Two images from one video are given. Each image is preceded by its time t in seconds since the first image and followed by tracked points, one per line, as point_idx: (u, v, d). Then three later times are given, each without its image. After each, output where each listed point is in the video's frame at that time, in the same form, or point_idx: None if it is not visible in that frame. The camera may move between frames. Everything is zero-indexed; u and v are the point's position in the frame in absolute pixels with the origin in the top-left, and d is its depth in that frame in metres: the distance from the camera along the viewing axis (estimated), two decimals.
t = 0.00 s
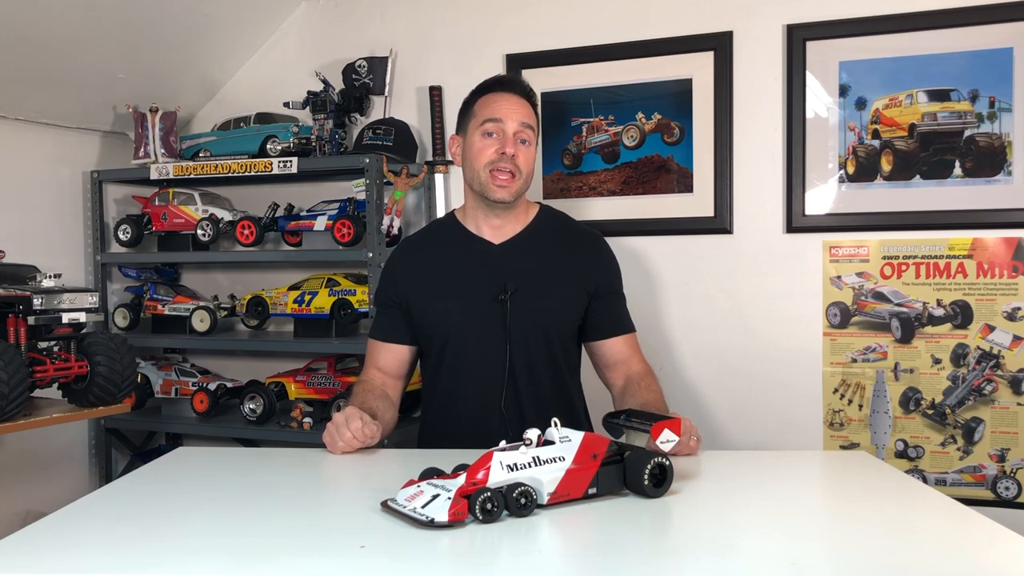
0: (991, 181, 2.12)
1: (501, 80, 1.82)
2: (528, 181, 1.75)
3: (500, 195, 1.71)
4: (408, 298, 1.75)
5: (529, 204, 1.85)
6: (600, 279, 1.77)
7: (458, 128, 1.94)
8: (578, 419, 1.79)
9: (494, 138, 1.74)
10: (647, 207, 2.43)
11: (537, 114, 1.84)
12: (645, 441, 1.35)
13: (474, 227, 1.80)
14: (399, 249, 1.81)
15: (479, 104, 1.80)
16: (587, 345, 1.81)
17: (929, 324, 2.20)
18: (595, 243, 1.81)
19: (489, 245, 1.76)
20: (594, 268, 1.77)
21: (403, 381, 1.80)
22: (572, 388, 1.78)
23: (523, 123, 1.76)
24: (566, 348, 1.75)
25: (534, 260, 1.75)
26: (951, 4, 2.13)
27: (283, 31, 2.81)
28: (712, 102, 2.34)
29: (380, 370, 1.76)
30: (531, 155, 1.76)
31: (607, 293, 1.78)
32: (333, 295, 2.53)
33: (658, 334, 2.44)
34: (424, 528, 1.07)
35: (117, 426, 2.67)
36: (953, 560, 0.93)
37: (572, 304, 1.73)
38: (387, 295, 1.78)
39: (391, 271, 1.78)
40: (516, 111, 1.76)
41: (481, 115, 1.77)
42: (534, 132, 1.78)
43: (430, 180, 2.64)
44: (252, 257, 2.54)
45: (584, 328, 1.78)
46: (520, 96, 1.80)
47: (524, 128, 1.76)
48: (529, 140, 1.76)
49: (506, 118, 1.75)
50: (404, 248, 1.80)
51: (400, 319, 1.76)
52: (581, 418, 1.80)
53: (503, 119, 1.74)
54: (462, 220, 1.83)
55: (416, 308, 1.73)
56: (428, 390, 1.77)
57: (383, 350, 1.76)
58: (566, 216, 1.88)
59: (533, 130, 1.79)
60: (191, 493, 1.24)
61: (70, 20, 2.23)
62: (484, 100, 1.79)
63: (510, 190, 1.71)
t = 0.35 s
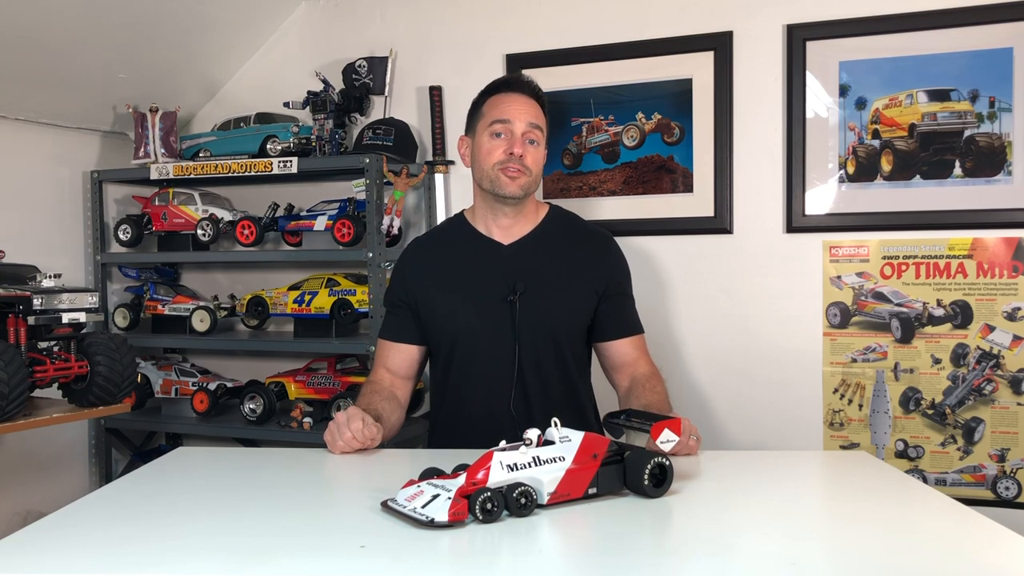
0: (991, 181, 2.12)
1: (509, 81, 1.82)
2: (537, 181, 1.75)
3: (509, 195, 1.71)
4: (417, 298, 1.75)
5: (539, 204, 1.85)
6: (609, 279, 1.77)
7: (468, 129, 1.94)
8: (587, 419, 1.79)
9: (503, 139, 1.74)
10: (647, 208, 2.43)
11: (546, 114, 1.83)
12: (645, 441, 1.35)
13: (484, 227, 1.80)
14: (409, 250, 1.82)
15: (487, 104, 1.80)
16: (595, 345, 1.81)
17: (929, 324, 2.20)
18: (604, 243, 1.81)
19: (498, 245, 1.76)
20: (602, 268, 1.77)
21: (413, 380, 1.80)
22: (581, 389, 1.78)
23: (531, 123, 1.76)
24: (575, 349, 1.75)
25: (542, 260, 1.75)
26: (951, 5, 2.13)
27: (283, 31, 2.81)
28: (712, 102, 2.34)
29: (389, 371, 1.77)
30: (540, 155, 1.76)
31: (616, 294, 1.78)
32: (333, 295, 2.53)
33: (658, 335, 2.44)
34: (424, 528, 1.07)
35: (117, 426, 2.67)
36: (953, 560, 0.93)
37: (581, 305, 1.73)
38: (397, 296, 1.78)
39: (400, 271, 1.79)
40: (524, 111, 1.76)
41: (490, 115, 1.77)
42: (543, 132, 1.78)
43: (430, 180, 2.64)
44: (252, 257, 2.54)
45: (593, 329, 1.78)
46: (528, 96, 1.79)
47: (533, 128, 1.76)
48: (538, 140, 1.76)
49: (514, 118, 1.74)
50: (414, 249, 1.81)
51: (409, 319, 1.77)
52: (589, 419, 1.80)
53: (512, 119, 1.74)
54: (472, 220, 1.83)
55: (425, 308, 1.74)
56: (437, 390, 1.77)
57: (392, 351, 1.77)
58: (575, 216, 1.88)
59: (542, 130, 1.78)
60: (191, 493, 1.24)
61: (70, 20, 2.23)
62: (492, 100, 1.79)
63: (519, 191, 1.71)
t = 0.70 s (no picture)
0: (991, 181, 2.12)
1: (514, 82, 1.81)
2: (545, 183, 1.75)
3: (516, 199, 1.72)
4: (429, 300, 1.76)
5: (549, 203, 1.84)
6: (619, 280, 1.77)
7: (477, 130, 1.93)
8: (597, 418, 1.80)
9: (509, 142, 1.74)
10: (647, 208, 2.43)
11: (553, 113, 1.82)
12: (646, 441, 1.35)
13: (495, 230, 1.81)
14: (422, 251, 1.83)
15: (494, 107, 1.79)
16: (606, 346, 1.81)
17: (929, 324, 2.20)
18: (615, 243, 1.81)
19: (510, 246, 1.77)
20: (613, 269, 1.77)
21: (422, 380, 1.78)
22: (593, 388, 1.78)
23: (538, 125, 1.75)
24: (587, 350, 1.75)
25: (552, 262, 1.75)
26: (951, 5, 2.13)
27: (282, 31, 2.81)
28: (712, 102, 2.34)
29: (397, 370, 1.75)
30: (548, 156, 1.75)
31: (628, 295, 1.78)
32: (333, 295, 2.53)
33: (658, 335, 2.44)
34: (424, 528, 1.07)
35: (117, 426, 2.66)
36: (953, 560, 0.93)
37: (593, 306, 1.74)
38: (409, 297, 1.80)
39: (412, 273, 1.80)
40: (530, 113, 1.75)
41: (496, 118, 1.76)
42: (551, 132, 1.77)
43: (429, 180, 2.64)
44: (252, 257, 2.54)
45: (605, 329, 1.78)
46: (534, 97, 1.78)
47: (539, 130, 1.75)
48: (546, 142, 1.75)
49: (519, 120, 1.74)
50: (426, 250, 1.82)
51: (421, 321, 1.78)
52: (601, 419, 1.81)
53: (517, 122, 1.74)
54: (484, 224, 1.84)
55: (437, 310, 1.75)
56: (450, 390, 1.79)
57: (401, 349, 1.76)
58: (586, 215, 1.87)
59: (549, 130, 1.77)
60: (191, 493, 1.24)
61: (71, 19, 2.23)
62: (498, 103, 1.79)
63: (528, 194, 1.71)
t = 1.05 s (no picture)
0: (991, 181, 2.12)
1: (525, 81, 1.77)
2: (553, 185, 1.75)
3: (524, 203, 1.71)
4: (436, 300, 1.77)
5: (558, 202, 1.83)
6: (626, 279, 1.77)
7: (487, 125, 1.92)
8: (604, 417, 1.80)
9: (519, 145, 1.72)
10: (647, 208, 2.43)
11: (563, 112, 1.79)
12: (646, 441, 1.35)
13: (502, 230, 1.81)
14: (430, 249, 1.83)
15: (504, 107, 1.77)
16: (614, 345, 1.81)
17: (929, 324, 2.20)
18: (622, 243, 1.81)
19: (516, 246, 1.77)
20: (620, 268, 1.77)
21: (427, 378, 1.78)
22: (600, 387, 1.79)
23: (548, 127, 1.73)
24: (593, 350, 1.76)
25: (559, 262, 1.76)
26: (951, 5, 2.13)
27: (282, 31, 2.81)
28: (712, 102, 2.34)
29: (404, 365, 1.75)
30: (557, 158, 1.74)
31: (634, 294, 1.78)
32: (333, 295, 2.53)
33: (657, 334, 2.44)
34: (424, 528, 1.07)
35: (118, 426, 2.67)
36: (953, 560, 0.93)
37: (599, 306, 1.74)
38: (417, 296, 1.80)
39: (420, 273, 1.80)
40: (540, 115, 1.72)
41: (506, 119, 1.74)
42: (560, 134, 1.75)
43: (430, 180, 2.64)
44: (252, 257, 2.54)
45: (612, 329, 1.79)
46: (545, 97, 1.76)
47: (549, 133, 1.73)
48: (555, 144, 1.74)
49: (529, 123, 1.72)
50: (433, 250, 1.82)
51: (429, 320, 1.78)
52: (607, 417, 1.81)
53: (527, 125, 1.72)
54: (493, 222, 1.83)
55: (445, 309, 1.75)
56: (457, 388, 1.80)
57: (410, 345, 1.77)
58: (594, 214, 1.87)
59: (559, 132, 1.75)
60: (192, 493, 1.24)
61: (70, 19, 2.23)
62: (509, 102, 1.76)
63: (535, 197, 1.71)
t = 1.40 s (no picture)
0: (991, 181, 2.12)
1: (509, 87, 1.80)
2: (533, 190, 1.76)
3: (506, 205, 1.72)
4: (413, 304, 1.75)
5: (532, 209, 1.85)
6: (601, 280, 1.79)
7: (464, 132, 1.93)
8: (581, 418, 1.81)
9: (502, 148, 1.74)
10: (647, 208, 2.43)
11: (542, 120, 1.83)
12: (645, 442, 1.35)
13: (479, 234, 1.80)
14: (404, 255, 1.81)
15: (487, 111, 1.78)
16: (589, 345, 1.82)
17: (929, 324, 2.20)
18: (595, 245, 1.83)
19: (492, 249, 1.77)
20: (594, 269, 1.79)
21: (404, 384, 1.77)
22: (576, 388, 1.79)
23: (531, 133, 1.76)
24: (570, 351, 1.76)
25: (535, 264, 1.76)
26: (951, 5, 2.13)
27: (282, 31, 2.81)
28: (712, 102, 2.34)
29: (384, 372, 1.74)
30: (537, 164, 1.77)
31: (608, 295, 1.80)
32: (333, 295, 2.53)
33: (657, 334, 2.44)
34: (424, 528, 1.07)
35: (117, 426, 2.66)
36: (953, 560, 0.93)
37: (575, 307, 1.75)
38: (393, 302, 1.78)
39: (396, 277, 1.78)
40: (524, 120, 1.75)
41: (489, 123, 1.76)
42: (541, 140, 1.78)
43: (430, 180, 2.64)
44: (253, 257, 2.54)
45: (586, 329, 1.80)
46: (528, 104, 1.79)
47: (532, 138, 1.76)
48: (536, 150, 1.76)
49: (514, 127, 1.74)
50: (409, 254, 1.80)
51: (405, 324, 1.76)
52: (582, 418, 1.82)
53: (512, 129, 1.74)
54: (467, 227, 1.83)
55: (422, 313, 1.74)
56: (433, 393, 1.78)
57: (392, 351, 1.76)
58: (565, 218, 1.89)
59: (540, 138, 1.79)
60: (192, 493, 1.24)
61: (70, 19, 2.23)
62: (492, 107, 1.78)
63: (517, 201, 1.71)
